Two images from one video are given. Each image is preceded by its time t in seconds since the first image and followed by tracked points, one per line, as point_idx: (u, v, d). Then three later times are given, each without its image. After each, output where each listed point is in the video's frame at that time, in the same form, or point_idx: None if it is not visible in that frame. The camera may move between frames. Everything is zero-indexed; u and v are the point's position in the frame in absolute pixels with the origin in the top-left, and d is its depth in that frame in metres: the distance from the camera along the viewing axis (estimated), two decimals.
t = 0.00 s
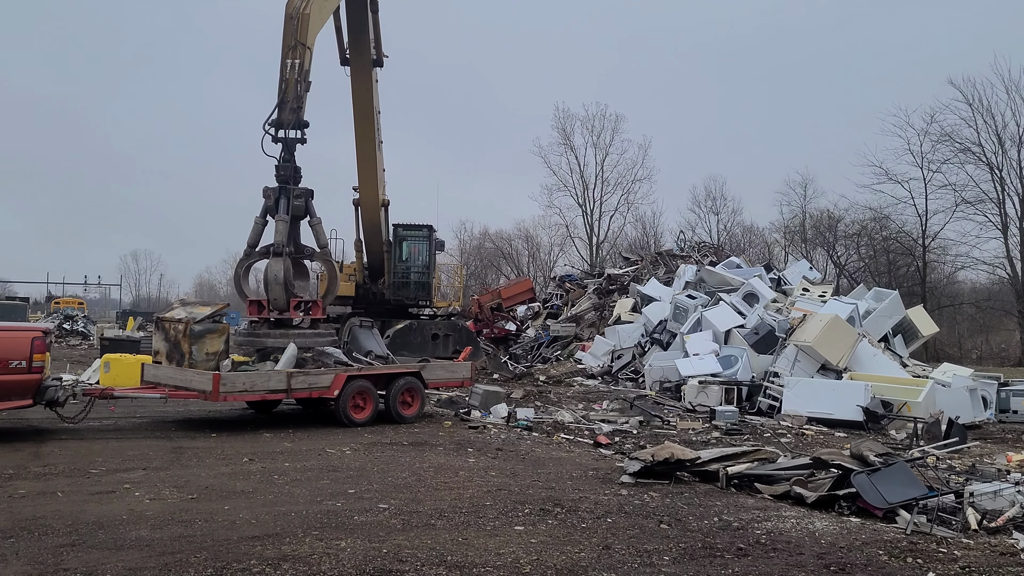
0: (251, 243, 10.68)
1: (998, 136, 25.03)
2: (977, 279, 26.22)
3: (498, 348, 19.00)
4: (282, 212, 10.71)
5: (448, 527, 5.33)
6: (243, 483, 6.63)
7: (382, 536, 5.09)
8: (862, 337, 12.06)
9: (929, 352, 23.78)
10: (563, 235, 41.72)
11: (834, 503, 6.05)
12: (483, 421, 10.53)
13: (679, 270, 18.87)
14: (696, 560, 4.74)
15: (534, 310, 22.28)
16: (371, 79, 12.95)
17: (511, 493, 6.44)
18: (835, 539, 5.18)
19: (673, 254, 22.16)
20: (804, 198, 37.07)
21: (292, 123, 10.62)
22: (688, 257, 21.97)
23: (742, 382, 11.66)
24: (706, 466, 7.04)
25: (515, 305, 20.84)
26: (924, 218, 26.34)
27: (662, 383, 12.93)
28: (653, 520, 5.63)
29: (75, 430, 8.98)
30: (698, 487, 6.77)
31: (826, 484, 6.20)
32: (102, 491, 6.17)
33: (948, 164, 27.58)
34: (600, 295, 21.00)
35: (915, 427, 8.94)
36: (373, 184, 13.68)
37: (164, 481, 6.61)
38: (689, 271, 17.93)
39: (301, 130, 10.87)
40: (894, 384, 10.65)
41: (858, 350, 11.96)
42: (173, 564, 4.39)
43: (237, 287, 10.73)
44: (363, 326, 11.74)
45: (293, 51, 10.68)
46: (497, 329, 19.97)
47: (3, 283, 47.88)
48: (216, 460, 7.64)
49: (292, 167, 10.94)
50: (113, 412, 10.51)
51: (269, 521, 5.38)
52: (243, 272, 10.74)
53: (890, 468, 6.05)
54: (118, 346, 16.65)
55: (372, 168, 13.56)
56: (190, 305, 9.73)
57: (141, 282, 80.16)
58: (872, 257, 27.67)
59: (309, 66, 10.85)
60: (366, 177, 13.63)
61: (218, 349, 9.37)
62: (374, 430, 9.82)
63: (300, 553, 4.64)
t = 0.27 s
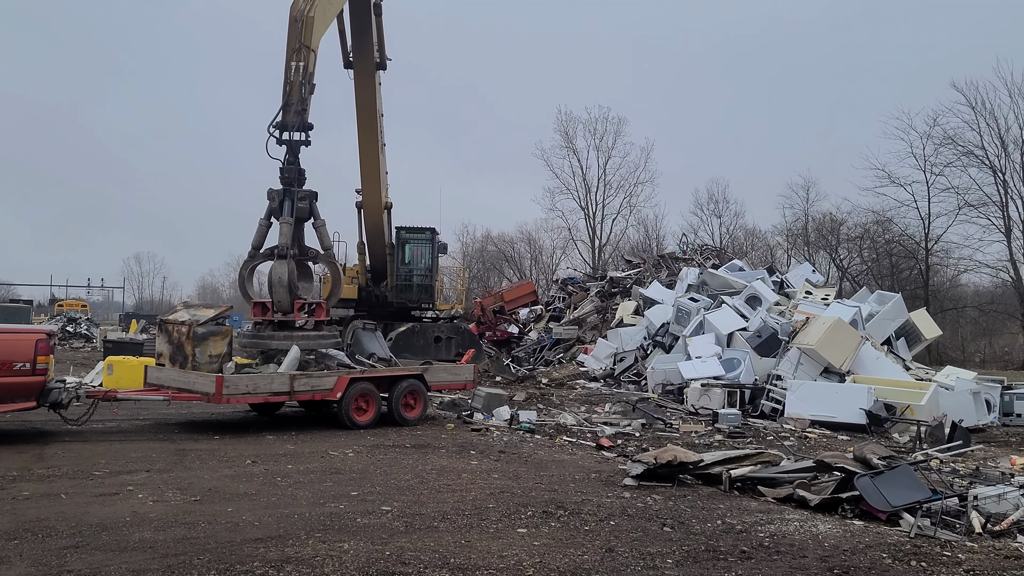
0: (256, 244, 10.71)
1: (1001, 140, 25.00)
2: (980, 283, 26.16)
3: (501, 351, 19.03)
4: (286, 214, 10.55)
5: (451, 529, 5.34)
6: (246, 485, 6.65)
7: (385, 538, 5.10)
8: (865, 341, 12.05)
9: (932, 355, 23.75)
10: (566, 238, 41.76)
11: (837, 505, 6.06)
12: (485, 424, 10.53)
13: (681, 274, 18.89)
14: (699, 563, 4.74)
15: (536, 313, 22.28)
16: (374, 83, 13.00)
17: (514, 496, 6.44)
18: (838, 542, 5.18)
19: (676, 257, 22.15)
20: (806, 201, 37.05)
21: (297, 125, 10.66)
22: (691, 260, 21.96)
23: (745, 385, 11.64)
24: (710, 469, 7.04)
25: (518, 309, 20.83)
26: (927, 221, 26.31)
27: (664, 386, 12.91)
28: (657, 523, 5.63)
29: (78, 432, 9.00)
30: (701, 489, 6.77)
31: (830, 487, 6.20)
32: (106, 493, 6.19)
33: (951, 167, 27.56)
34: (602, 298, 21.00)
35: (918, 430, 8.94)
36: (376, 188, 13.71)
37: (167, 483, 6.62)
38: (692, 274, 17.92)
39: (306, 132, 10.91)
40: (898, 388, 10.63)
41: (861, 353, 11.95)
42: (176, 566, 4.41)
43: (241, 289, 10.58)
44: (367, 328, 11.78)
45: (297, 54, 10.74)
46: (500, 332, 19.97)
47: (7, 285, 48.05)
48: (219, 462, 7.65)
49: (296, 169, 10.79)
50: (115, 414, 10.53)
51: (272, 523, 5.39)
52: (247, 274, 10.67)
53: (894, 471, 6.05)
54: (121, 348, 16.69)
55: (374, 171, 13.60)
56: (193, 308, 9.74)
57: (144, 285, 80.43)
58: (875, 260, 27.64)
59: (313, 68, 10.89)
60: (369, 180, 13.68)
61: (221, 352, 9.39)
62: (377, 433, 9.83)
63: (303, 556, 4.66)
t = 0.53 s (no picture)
0: (260, 222, 10.77)
1: (1004, 143, 24.98)
2: (983, 286, 26.10)
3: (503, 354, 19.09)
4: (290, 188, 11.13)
5: (453, 533, 5.34)
6: (248, 488, 6.66)
7: (386, 541, 5.10)
8: (867, 344, 12.05)
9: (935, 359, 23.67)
10: (568, 241, 41.78)
11: (840, 509, 6.04)
12: (487, 427, 10.54)
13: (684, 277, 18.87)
14: (702, 566, 4.74)
15: (539, 316, 22.25)
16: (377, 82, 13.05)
17: (516, 499, 6.45)
18: (841, 546, 5.17)
19: (678, 260, 22.15)
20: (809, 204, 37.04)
21: (303, 102, 10.90)
22: (693, 263, 21.96)
23: (747, 389, 11.62)
24: (712, 473, 7.03)
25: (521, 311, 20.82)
26: (930, 224, 26.26)
27: (666, 390, 12.90)
28: (659, 527, 5.63)
29: (80, 435, 9.02)
30: (704, 493, 6.76)
31: (832, 491, 6.20)
32: (108, 496, 6.20)
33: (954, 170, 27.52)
34: (604, 301, 21.01)
35: (920, 434, 8.93)
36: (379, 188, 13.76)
37: (169, 486, 6.63)
38: (694, 278, 17.91)
39: (311, 111, 11.09)
40: (900, 391, 10.63)
41: (863, 356, 11.94)
42: (178, 569, 4.42)
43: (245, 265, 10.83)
44: (371, 330, 11.83)
45: (303, 34, 10.77)
46: (502, 335, 19.99)
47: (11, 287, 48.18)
48: (221, 465, 7.67)
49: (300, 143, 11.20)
50: (118, 416, 10.55)
51: (274, 527, 5.40)
52: (252, 252, 10.87)
53: (896, 474, 6.05)
54: (124, 351, 16.73)
55: (378, 171, 13.62)
56: (195, 310, 9.76)
57: (147, 288, 80.57)
58: (878, 263, 27.64)
59: (319, 49, 10.92)
60: (372, 182, 13.71)
61: (223, 354, 9.40)
62: (379, 436, 9.84)
63: (305, 558, 4.66)
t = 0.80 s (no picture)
0: (268, 195, 10.76)
1: (1007, 145, 24.94)
2: (986, 288, 26.06)
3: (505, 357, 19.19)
4: (300, 163, 10.80)
5: (455, 535, 5.35)
6: (251, 490, 6.67)
7: (389, 543, 5.11)
8: (869, 346, 12.04)
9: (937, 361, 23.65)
10: (570, 243, 41.81)
11: (842, 512, 6.04)
12: (489, 429, 10.54)
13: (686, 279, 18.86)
14: (704, 569, 4.74)
15: (541, 318, 22.24)
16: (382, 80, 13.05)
17: (518, 501, 6.45)
18: (843, 548, 5.17)
19: (680, 262, 22.15)
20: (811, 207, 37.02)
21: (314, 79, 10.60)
22: (695, 265, 21.95)
23: (749, 391, 11.61)
24: (714, 475, 7.03)
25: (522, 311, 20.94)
26: (932, 226, 26.22)
27: (668, 392, 12.89)
28: (661, 529, 5.63)
29: (82, 436, 9.04)
30: (706, 495, 6.76)
31: (834, 493, 6.20)
32: (111, 497, 6.21)
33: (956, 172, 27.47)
34: (606, 303, 21.02)
35: (922, 437, 8.92)
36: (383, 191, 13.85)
37: (172, 488, 6.64)
38: (696, 280, 17.89)
39: (323, 87, 10.90)
40: (902, 393, 10.62)
41: (865, 359, 11.94)
42: (180, 571, 4.43)
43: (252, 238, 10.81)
44: (376, 331, 11.88)
45: (315, 13, 10.84)
46: (504, 337, 20.02)
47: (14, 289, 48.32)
48: (223, 466, 7.68)
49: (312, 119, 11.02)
50: (120, 418, 10.57)
51: (277, 528, 5.41)
52: (259, 224, 10.86)
53: (899, 477, 6.03)
54: (125, 353, 16.75)
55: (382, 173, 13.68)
56: (198, 312, 9.78)
57: (150, 290, 80.75)
58: (880, 265, 27.64)
59: (330, 28, 11.01)
60: (376, 181, 13.72)
61: (226, 356, 9.45)
62: (381, 438, 9.85)
63: (308, 560, 4.67)
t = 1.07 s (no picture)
0: (286, 177, 10.69)
1: (1010, 146, 24.88)
2: (988, 290, 25.99)
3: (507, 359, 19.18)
4: (319, 146, 10.51)
5: (457, 537, 5.36)
6: (253, 491, 6.69)
7: (391, 545, 5.12)
8: (872, 348, 12.02)
9: (940, 363, 23.60)
10: (573, 246, 41.80)
11: (845, 514, 6.04)
12: (492, 431, 10.55)
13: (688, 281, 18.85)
14: (706, 570, 4.74)
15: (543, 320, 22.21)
16: (389, 81, 13.09)
17: (520, 503, 6.45)
18: (845, 550, 5.17)
19: (683, 264, 22.12)
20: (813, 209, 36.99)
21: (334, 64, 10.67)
22: (698, 267, 21.93)
23: (752, 393, 11.62)
24: (717, 477, 7.03)
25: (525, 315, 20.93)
26: (934, 228, 26.17)
27: (671, 394, 12.89)
28: (663, 531, 5.63)
29: (85, 438, 9.06)
30: (708, 497, 6.76)
31: (837, 495, 6.20)
32: (114, 499, 6.23)
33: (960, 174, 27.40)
34: (608, 305, 21.01)
35: (925, 439, 8.91)
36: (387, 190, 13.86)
37: (175, 490, 6.66)
38: (698, 281, 17.88)
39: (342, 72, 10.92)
40: (905, 395, 10.62)
41: (868, 361, 11.92)
42: (183, 572, 4.45)
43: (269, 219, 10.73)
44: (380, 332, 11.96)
45: None
46: (506, 339, 20.03)
47: (17, 291, 48.44)
48: (226, 468, 7.70)
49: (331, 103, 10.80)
50: (122, 419, 10.60)
51: (279, 530, 5.43)
52: (276, 205, 10.80)
53: (902, 479, 6.02)
54: (128, 355, 16.78)
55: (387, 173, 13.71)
56: (200, 314, 9.80)
57: (152, 292, 80.90)
58: (883, 267, 27.61)
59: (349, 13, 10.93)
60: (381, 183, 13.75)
61: (228, 358, 9.43)
62: (383, 440, 9.86)
63: (311, 562, 4.69)
